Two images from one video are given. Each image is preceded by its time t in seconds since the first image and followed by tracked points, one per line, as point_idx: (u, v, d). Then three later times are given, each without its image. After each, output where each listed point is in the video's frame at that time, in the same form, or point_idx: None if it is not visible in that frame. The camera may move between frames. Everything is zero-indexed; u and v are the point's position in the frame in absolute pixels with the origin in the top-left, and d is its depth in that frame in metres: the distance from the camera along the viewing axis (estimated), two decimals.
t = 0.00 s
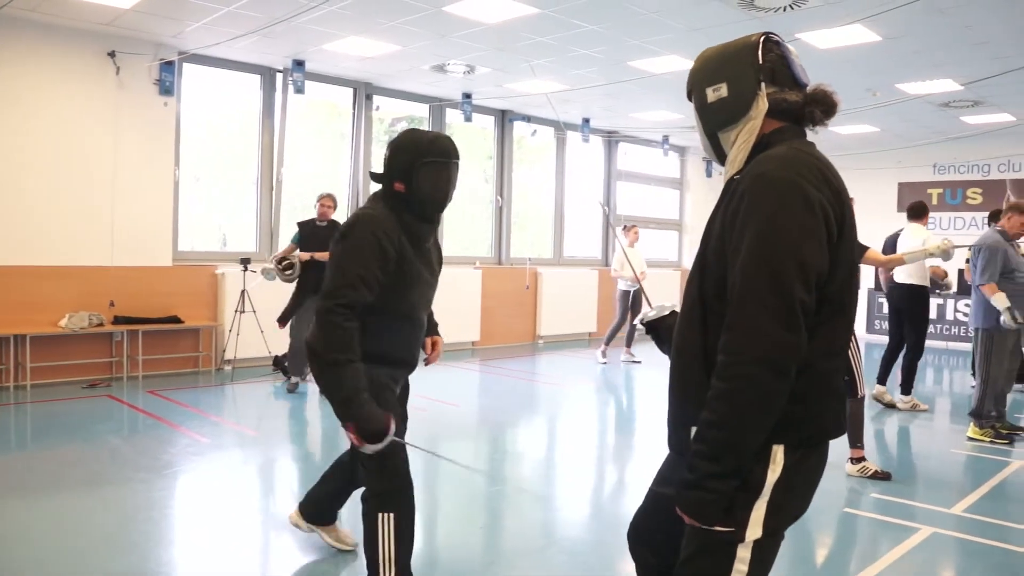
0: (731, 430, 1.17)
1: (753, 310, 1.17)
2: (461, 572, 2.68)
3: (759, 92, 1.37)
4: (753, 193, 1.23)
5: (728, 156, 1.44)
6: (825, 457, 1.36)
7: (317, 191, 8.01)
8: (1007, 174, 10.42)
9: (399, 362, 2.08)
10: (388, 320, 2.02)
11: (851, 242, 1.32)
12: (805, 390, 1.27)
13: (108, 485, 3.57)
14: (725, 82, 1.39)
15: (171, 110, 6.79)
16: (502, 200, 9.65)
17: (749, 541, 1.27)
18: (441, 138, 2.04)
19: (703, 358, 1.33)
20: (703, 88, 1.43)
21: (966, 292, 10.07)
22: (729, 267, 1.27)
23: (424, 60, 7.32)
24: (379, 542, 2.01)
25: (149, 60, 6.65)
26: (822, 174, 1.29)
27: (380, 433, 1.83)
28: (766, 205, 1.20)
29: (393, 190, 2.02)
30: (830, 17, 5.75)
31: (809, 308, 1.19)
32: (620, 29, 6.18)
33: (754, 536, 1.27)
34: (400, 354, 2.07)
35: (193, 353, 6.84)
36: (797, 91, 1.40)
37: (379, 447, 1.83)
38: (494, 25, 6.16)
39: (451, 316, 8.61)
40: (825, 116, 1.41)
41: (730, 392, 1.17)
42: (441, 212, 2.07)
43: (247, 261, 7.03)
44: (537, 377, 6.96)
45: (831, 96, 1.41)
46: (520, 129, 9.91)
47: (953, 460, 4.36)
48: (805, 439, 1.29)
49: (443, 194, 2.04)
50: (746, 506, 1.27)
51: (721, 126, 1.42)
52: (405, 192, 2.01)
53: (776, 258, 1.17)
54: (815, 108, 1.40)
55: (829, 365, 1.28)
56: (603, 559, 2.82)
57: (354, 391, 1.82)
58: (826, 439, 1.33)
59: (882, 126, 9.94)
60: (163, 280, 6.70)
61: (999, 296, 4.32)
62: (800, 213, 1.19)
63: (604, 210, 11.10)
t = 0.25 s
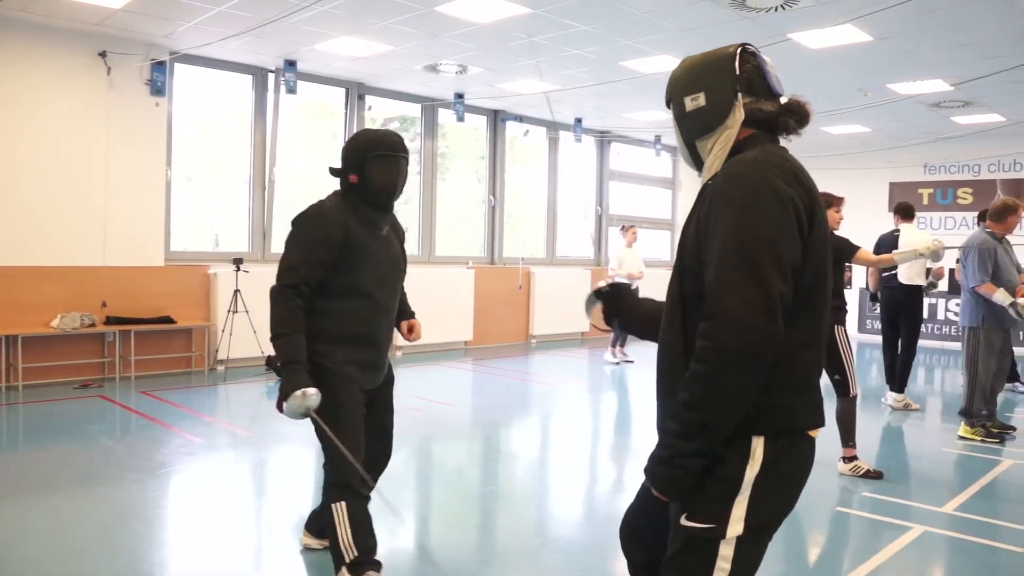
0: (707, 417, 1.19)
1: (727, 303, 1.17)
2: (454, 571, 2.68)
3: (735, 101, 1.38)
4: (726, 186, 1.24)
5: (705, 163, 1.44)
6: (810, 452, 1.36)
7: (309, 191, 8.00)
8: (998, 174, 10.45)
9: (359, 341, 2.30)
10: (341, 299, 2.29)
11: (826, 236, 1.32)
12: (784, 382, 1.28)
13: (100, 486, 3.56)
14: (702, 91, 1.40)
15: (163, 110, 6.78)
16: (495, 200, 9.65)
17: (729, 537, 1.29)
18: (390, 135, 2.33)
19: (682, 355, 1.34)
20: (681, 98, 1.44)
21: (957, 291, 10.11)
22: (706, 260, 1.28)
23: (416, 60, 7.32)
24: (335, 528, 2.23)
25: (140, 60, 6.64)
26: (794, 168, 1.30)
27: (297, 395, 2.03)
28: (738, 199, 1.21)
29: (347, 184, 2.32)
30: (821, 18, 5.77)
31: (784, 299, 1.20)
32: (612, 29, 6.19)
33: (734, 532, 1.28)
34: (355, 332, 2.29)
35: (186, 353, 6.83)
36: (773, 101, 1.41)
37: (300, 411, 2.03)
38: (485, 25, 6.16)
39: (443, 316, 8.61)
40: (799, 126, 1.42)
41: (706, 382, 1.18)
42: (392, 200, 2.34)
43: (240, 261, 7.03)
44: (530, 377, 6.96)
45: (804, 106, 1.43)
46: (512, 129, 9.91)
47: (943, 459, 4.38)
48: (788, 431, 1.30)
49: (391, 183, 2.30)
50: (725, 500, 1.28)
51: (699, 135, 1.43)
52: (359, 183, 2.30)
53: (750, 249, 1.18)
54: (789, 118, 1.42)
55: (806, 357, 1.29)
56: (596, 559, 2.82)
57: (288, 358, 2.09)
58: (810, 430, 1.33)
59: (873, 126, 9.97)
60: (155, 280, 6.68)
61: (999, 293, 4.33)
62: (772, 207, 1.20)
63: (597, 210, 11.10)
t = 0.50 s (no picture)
0: (694, 403, 1.21)
1: (713, 291, 1.19)
2: (455, 565, 2.69)
3: (714, 100, 1.38)
4: (713, 179, 1.25)
5: (685, 160, 1.44)
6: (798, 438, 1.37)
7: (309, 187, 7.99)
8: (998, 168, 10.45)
9: (333, 318, 2.50)
10: (315, 279, 2.51)
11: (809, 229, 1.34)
12: (770, 371, 1.29)
13: (102, 481, 3.56)
14: (682, 90, 1.39)
15: (162, 106, 6.77)
16: (494, 195, 9.65)
17: (729, 518, 1.28)
18: (357, 124, 2.51)
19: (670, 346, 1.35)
20: (659, 97, 1.44)
21: (957, 286, 10.11)
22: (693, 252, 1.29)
23: (415, 56, 7.31)
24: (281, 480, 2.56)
25: (139, 56, 6.63)
26: (776, 161, 1.32)
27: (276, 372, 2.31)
28: (722, 191, 1.23)
29: (320, 171, 2.53)
30: (820, 12, 5.76)
31: (768, 289, 1.22)
32: (611, 24, 6.19)
33: (734, 513, 1.28)
34: (329, 310, 2.50)
35: (186, 349, 6.83)
36: (749, 98, 1.42)
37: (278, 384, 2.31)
38: (484, 20, 6.16)
39: (443, 311, 8.61)
40: (774, 123, 1.45)
41: (692, 369, 1.20)
42: (362, 185, 2.54)
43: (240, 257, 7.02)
44: (531, 372, 6.97)
45: (777, 105, 1.45)
46: (512, 124, 9.91)
47: (943, 453, 4.38)
48: (776, 419, 1.31)
49: (360, 170, 2.50)
50: (725, 484, 1.28)
51: (678, 133, 1.43)
52: (331, 170, 2.50)
53: (735, 240, 1.19)
54: (764, 116, 1.44)
55: (790, 346, 1.31)
56: (596, 553, 2.83)
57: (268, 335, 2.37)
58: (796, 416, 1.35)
59: (873, 120, 9.96)
60: (155, 276, 6.68)
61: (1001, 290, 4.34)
62: (756, 200, 1.22)
63: (597, 205, 11.10)
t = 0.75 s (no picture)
0: (703, 399, 1.19)
1: (723, 287, 1.18)
2: (456, 561, 2.68)
3: (728, 86, 1.37)
4: (720, 170, 1.24)
5: (688, 141, 1.44)
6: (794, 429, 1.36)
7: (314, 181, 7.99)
8: (1004, 166, 10.42)
9: (312, 309, 2.69)
10: (295, 271, 2.67)
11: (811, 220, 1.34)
12: (774, 362, 1.28)
13: (105, 474, 3.56)
14: (696, 69, 1.39)
15: (167, 98, 6.77)
16: (499, 190, 9.63)
17: (733, 508, 1.27)
18: (329, 125, 2.71)
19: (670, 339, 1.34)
20: (673, 71, 1.43)
21: (962, 284, 10.08)
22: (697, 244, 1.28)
23: (421, 50, 7.30)
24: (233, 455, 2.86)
25: (144, 48, 6.62)
26: (781, 152, 1.31)
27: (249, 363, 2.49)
28: (729, 183, 1.22)
29: (295, 168, 2.72)
30: (827, 8, 5.74)
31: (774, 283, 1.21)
32: (617, 19, 6.17)
33: (736, 503, 1.27)
34: (308, 300, 2.69)
35: (190, 342, 6.83)
36: (762, 92, 1.41)
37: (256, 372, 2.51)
38: (490, 14, 6.14)
39: (447, 307, 8.60)
40: (783, 119, 1.43)
41: (701, 364, 1.19)
42: (336, 180, 2.74)
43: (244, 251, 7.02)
44: (534, 367, 6.96)
45: (791, 103, 1.44)
46: (517, 119, 9.90)
47: (947, 452, 4.37)
48: (776, 412, 1.30)
49: (334, 166, 2.71)
50: (725, 475, 1.27)
51: (685, 111, 1.42)
52: (306, 166, 2.70)
53: (743, 233, 1.18)
54: (776, 112, 1.42)
55: (791, 338, 1.30)
56: (599, 549, 2.82)
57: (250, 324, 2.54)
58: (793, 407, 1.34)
59: (879, 118, 9.93)
60: (160, 269, 6.68)
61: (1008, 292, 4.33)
62: (764, 192, 1.21)
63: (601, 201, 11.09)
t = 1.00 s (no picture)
0: (700, 392, 1.19)
1: (731, 280, 1.18)
2: (454, 557, 2.68)
3: (736, 78, 1.36)
4: (738, 163, 1.24)
5: (702, 139, 1.43)
6: (806, 433, 1.36)
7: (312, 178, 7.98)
8: (1003, 162, 10.42)
9: (278, 305, 2.81)
10: (262, 267, 2.80)
11: (831, 224, 1.33)
12: (783, 363, 1.28)
13: (103, 472, 3.56)
14: (702, 66, 1.38)
15: (165, 95, 6.76)
16: (498, 186, 9.63)
17: (735, 518, 1.28)
18: (300, 126, 2.79)
19: (681, 329, 1.35)
20: (677, 71, 1.42)
21: (961, 280, 10.09)
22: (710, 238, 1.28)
23: (419, 47, 7.29)
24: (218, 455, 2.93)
25: (142, 45, 6.61)
26: (804, 150, 1.30)
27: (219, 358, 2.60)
28: (746, 176, 1.22)
29: (267, 169, 2.81)
30: (826, 5, 5.74)
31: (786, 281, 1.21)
32: (615, 15, 6.17)
33: (739, 513, 1.28)
34: (274, 297, 2.81)
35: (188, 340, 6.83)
36: (773, 77, 1.40)
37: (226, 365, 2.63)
38: (488, 11, 6.14)
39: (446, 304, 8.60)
40: (798, 103, 1.42)
41: (700, 358, 1.19)
42: (307, 182, 2.83)
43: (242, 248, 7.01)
44: (532, 364, 6.97)
45: (804, 85, 1.42)
46: (515, 116, 9.90)
47: (945, 448, 4.38)
48: (787, 417, 1.29)
49: (304, 169, 2.79)
50: (731, 481, 1.27)
51: (695, 109, 1.42)
52: (276, 167, 2.79)
53: (756, 226, 1.18)
54: (790, 96, 1.41)
55: (806, 340, 1.30)
56: (597, 546, 2.82)
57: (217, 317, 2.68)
58: (806, 411, 1.33)
59: (877, 114, 9.93)
60: (158, 266, 6.68)
61: (997, 292, 4.35)
62: (779, 186, 1.21)
63: (600, 198, 11.09)
